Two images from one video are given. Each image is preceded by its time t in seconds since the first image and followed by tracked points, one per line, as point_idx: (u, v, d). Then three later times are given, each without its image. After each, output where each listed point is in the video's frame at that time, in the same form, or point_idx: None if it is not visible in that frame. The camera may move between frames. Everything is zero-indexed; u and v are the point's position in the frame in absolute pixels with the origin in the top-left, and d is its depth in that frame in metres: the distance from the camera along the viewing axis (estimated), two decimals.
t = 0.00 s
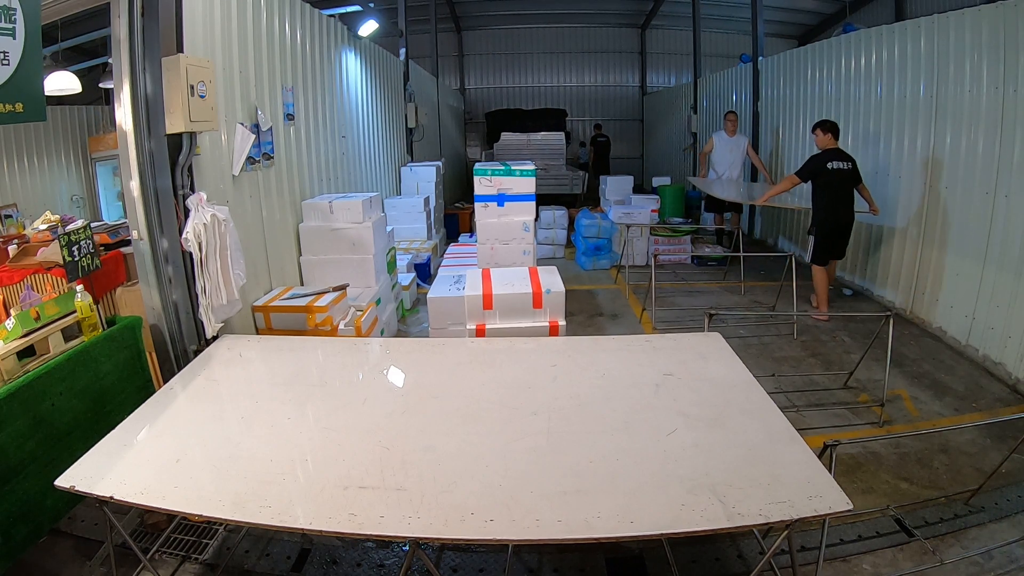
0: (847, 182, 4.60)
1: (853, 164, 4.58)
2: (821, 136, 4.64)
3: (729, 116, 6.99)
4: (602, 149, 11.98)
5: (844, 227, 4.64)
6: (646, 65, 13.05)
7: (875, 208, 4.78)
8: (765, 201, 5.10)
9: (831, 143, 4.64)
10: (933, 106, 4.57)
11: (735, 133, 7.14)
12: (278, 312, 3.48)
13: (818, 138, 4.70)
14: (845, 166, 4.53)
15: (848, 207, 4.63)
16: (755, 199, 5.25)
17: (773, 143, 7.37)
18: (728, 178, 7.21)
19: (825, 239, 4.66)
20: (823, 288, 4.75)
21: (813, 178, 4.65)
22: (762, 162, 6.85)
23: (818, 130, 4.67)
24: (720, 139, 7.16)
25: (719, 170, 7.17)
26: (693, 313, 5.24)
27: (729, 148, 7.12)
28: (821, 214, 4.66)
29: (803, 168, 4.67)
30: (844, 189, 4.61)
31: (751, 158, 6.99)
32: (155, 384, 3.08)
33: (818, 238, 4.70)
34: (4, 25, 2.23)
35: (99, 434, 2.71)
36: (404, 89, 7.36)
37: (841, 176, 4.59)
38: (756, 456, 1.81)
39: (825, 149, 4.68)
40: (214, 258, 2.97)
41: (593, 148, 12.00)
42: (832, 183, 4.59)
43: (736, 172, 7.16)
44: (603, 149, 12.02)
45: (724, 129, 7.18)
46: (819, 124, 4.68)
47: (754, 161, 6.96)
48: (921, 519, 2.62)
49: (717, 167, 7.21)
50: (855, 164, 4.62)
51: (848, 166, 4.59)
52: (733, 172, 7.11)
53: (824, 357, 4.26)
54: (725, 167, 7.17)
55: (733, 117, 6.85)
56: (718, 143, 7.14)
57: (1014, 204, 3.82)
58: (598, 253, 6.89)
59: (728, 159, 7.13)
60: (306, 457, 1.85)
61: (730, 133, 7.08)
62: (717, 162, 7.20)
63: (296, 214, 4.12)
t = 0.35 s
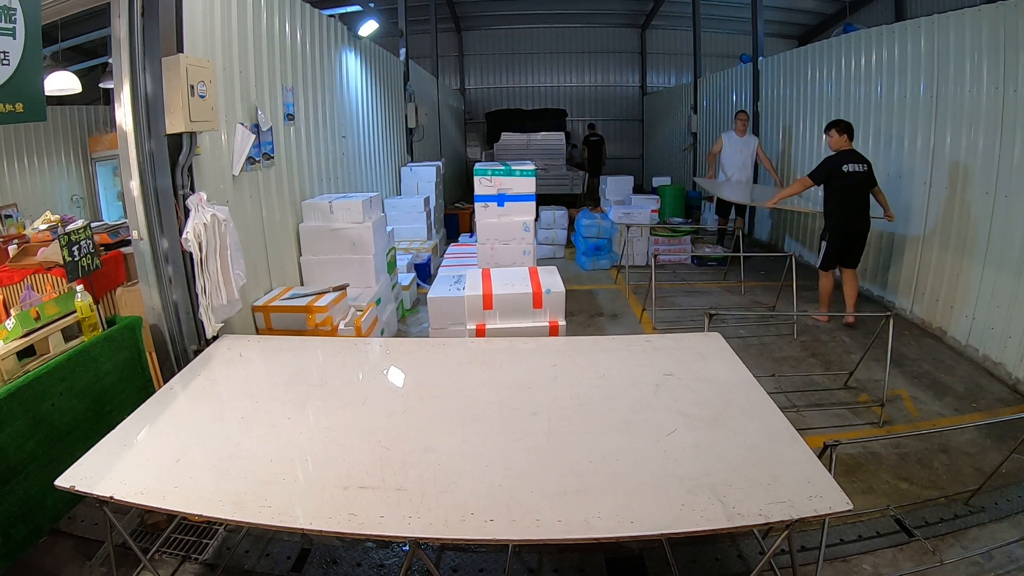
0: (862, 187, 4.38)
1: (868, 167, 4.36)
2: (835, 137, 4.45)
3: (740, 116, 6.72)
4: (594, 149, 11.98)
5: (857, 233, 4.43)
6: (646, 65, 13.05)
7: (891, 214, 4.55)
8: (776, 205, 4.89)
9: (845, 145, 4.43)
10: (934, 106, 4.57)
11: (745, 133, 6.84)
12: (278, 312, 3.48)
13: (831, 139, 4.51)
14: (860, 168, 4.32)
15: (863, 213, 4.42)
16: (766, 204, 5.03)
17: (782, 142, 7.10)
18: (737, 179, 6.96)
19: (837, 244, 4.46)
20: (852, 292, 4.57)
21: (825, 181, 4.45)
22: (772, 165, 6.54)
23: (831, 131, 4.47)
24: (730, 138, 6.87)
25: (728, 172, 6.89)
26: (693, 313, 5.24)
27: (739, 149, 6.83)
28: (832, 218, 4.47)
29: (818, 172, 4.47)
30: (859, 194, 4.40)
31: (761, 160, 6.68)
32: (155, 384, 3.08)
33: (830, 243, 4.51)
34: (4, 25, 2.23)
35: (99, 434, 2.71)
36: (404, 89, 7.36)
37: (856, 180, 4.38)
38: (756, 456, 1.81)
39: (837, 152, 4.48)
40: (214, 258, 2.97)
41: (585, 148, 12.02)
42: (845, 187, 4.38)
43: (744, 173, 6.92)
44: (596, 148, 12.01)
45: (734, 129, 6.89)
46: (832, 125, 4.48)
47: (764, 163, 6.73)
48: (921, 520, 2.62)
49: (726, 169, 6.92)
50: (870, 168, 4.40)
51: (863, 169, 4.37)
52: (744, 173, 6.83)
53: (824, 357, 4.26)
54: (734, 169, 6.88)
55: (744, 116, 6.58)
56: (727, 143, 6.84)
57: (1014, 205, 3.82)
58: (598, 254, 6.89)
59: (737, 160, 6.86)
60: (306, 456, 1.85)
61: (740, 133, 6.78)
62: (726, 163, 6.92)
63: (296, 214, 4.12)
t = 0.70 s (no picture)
0: (882, 191, 4.19)
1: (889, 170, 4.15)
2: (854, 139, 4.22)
3: (745, 114, 6.54)
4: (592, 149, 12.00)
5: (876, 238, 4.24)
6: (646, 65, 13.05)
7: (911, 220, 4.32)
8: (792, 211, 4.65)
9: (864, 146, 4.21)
10: (934, 106, 4.57)
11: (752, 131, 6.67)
12: (279, 312, 3.48)
13: (850, 140, 4.28)
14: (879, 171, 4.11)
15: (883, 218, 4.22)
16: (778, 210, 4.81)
17: (789, 142, 6.94)
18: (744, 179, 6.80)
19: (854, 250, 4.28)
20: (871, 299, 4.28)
21: (844, 185, 4.25)
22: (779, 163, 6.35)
23: (850, 131, 4.25)
24: (736, 138, 6.71)
25: (736, 173, 6.70)
26: (693, 313, 5.23)
27: (746, 148, 6.65)
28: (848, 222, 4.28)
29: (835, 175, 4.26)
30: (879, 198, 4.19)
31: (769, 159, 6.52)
32: (155, 384, 3.07)
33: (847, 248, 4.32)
34: (4, 25, 2.23)
35: (98, 434, 2.71)
36: (404, 89, 7.36)
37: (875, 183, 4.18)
38: (756, 456, 1.81)
39: (857, 154, 4.26)
40: (214, 258, 2.97)
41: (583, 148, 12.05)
42: (864, 191, 4.19)
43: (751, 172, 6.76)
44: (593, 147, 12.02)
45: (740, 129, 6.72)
46: (852, 125, 4.25)
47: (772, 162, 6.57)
48: (921, 520, 2.62)
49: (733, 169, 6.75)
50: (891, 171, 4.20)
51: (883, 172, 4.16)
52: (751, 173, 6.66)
53: (824, 357, 4.26)
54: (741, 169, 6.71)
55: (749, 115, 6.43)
56: (733, 142, 6.66)
57: (1013, 204, 3.83)
58: (598, 253, 6.89)
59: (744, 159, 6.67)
60: (307, 457, 1.85)
61: (746, 131, 6.63)
62: (733, 163, 6.74)
63: (296, 214, 4.12)
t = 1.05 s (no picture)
0: (895, 197, 3.87)
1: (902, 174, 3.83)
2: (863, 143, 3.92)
3: (750, 113, 6.34)
4: (588, 149, 12.13)
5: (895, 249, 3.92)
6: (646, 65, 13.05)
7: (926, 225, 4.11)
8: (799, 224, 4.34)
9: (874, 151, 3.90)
10: (934, 106, 4.58)
11: (756, 133, 6.48)
12: (279, 312, 3.48)
13: (858, 145, 3.97)
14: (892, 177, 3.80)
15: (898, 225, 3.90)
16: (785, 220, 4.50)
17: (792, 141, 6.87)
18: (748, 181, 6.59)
19: (871, 263, 3.94)
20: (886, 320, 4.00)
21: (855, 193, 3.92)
22: (786, 164, 6.16)
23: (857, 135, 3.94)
24: (740, 139, 6.52)
25: (741, 175, 6.51)
26: (693, 313, 5.23)
27: (750, 149, 6.43)
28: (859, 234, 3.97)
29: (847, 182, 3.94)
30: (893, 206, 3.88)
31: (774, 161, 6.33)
32: (155, 384, 3.08)
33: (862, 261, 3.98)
34: (4, 25, 2.23)
35: (98, 434, 2.71)
36: (404, 89, 7.36)
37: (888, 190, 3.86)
38: (755, 456, 1.81)
39: (866, 158, 3.95)
40: (214, 257, 2.97)
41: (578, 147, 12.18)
42: (875, 199, 3.88)
43: (756, 174, 6.55)
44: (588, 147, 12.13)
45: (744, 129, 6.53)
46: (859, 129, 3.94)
47: (778, 162, 6.39)
48: (921, 520, 2.62)
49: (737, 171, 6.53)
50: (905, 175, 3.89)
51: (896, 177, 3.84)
52: (756, 175, 6.46)
53: (824, 357, 4.26)
54: (746, 171, 6.49)
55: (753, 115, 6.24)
56: (738, 144, 6.45)
57: (1013, 205, 3.83)
58: (598, 254, 6.89)
59: (750, 163, 6.44)
60: (307, 456, 1.85)
61: (751, 132, 6.44)
62: (737, 165, 6.52)
63: (296, 214, 4.12)
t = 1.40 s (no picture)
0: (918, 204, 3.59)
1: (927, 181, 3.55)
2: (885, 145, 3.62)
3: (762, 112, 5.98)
4: (581, 149, 12.22)
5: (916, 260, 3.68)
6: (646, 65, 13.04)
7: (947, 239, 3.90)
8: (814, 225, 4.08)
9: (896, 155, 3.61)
10: (934, 106, 4.58)
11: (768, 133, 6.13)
12: (278, 312, 3.48)
13: (880, 148, 3.67)
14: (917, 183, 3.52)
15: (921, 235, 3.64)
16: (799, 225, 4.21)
17: (795, 141, 6.79)
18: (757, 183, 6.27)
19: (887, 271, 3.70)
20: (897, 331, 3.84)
21: (876, 198, 3.65)
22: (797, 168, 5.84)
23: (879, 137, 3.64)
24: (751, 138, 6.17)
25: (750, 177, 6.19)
26: (693, 313, 5.23)
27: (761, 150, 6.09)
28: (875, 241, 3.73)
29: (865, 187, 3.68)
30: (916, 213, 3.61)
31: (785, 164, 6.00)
32: (155, 384, 3.08)
33: (878, 268, 3.74)
34: (4, 25, 2.23)
35: (98, 434, 2.71)
36: (404, 90, 7.36)
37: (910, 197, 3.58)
38: (755, 456, 1.81)
39: (888, 163, 3.67)
40: (214, 258, 2.97)
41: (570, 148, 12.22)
42: (898, 205, 3.60)
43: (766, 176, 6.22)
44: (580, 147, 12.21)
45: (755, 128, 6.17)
46: (882, 131, 3.65)
47: (789, 165, 6.06)
48: (921, 520, 2.62)
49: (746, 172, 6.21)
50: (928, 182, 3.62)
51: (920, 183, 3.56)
52: (765, 177, 6.14)
53: (824, 357, 4.26)
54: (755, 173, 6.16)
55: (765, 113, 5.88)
56: (748, 144, 6.10)
57: (1013, 206, 3.82)
58: (598, 254, 6.89)
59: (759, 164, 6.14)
60: (307, 456, 1.85)
61: (762, 132, 6.08)
62: (746, 165, 6.20)
63: (296, 214, 4.12)
